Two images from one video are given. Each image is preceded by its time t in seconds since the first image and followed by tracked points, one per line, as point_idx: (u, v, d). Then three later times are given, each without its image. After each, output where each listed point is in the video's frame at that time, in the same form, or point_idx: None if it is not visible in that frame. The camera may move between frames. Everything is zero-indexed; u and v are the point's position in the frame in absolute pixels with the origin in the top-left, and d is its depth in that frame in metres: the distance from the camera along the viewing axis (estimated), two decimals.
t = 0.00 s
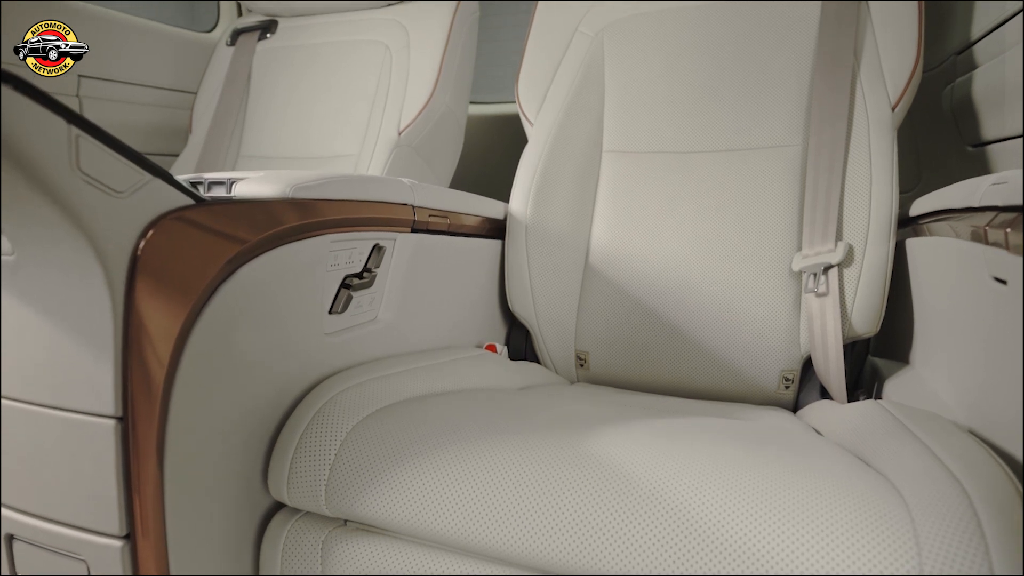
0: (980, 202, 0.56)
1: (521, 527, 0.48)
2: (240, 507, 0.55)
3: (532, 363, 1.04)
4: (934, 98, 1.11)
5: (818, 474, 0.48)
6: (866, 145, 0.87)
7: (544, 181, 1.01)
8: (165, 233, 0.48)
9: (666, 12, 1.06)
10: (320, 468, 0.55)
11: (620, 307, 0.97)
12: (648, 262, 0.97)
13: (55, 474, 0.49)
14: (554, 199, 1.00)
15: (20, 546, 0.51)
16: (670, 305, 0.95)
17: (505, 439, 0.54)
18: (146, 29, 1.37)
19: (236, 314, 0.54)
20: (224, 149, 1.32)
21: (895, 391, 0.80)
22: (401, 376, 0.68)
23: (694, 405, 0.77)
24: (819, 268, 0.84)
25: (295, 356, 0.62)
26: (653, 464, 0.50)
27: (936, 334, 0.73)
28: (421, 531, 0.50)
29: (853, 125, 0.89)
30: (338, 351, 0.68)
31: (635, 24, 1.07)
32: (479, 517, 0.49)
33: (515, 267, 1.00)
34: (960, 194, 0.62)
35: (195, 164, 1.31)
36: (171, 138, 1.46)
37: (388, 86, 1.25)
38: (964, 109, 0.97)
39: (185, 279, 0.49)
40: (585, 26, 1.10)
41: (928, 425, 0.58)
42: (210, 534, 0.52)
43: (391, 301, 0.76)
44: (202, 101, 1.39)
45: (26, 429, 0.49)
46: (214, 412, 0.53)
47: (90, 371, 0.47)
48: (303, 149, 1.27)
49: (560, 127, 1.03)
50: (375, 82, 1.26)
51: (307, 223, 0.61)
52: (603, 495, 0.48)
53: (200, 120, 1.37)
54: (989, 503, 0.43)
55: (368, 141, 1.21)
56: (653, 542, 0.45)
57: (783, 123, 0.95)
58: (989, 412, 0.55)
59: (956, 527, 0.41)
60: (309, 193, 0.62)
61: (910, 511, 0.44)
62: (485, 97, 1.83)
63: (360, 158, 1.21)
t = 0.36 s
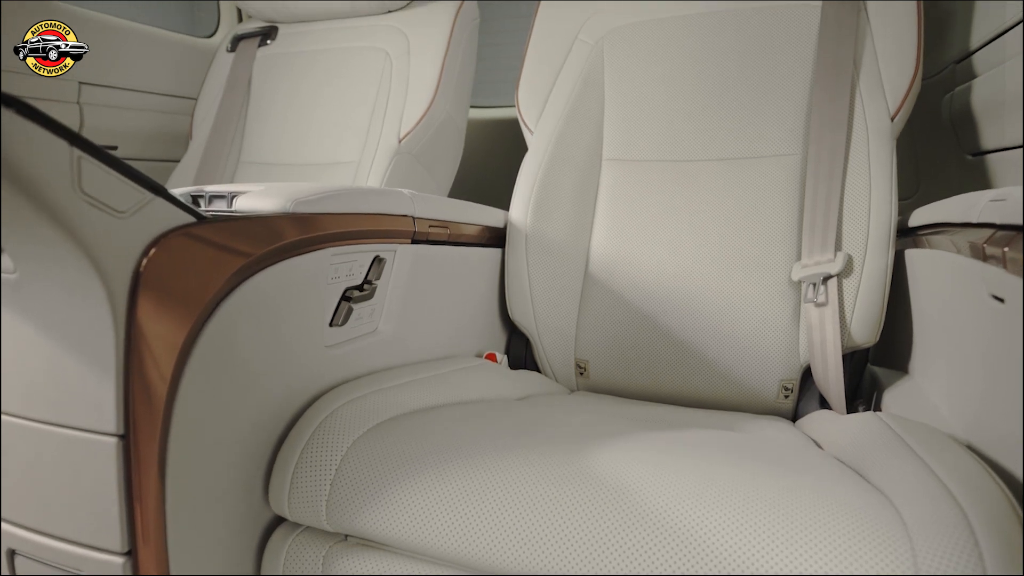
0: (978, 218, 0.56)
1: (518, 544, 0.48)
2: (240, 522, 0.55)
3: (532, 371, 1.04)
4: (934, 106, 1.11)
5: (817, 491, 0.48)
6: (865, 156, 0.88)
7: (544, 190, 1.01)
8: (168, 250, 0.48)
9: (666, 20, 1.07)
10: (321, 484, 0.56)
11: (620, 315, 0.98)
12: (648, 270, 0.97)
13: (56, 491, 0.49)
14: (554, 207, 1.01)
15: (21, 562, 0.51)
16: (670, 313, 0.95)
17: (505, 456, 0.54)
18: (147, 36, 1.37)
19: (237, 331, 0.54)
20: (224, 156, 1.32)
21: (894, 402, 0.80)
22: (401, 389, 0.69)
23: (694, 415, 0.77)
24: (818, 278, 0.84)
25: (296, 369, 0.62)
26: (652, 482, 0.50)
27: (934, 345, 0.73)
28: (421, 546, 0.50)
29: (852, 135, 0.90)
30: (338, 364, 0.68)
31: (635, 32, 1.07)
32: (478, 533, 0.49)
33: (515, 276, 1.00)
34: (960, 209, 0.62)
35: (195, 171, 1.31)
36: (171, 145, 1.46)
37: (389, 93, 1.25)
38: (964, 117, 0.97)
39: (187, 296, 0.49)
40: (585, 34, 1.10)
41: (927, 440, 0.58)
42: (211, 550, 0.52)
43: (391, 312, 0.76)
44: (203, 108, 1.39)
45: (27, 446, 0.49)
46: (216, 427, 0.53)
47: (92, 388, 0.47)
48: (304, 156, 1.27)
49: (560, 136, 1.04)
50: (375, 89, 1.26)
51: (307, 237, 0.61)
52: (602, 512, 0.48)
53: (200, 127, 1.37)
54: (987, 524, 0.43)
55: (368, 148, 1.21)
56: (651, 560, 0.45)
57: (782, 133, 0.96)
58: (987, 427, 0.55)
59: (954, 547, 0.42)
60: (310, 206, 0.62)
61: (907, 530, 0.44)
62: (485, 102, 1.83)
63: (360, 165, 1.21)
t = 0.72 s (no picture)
0: (977, 235, 0.56)
1: (516, 563, 0.48)
2: (243, 539, 0.56)
3: (532, 380, 1.05)
4: (932, 116, 1.11)
5: (814, 510, 0.49)
6: (864, 166, 0.88)
7: (543, 200, 1.01)
8: (169, 272, 0.49)
9: (665, 29, 1.07)
10: (322, 500, 0.56)
11: (620, 325, 0.98)
12: (647, 280, 0.97)
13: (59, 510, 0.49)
14: (554, 217, 1.01)
15: None
16: (670, 323, 0.95)
17: (505, 474, 0.55)
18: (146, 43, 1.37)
19: (238, 349, 0.55)
20: (224, 163, 1.32)
21: (893, 414, 0.80)
22: (401, 403, 0.69)
23: (694, 426, 0.78)
24: (818, 289, 0.84)
25: (297, 384, 0.62)
26: (651, 501, 0.50)
27: (933, 358, 0.73)
28: (420, 564, 0.50)
29: (852, 147, 0.90)
30: (339, 377, 0.69)
31: (635, 41, 1.08)
32: (478, 551, 0.49)
33: (515, 286, 1.01)
34: (960, 225, 0.62)
35: (195, 179, 1.31)
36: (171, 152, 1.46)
37: (389, 101, 1.25)
38: (962, 127, 0.98)
39: (189, 316, 0.50)
40: (585, 42, 1.10)
41: (925, 459, 0.58)
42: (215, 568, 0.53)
43: (391, 325, 0.76)
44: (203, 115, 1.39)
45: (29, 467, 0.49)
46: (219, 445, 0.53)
47: (95, 409, 0.47)
48: (304, 164, 1.27)
49: (559, 145, 1.04)
50: (375, 96, 1.26)
51: (307, 254, 0.61)
52: (601, 531, 0.48)
53: (201, 134, 1.37)
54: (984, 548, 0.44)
55: (368, 156, 1.21)
56: None
57: (782, 144, 0.96)
58: (986, 443, 0.55)
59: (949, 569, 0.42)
60: (310, 223, 0.62)
61: (904, 552, 0.44)
62: (484, 107, 1.83)
63: (360, 173, 1.21)
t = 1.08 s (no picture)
0: (974, 254, 0.57)
1: None
2: (245, 557, 0.56)
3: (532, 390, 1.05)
4: (932, 126, 1.11)
5: (812, 531, 0.49)
6: (863, 178, 0.89)
7: (543, 210, 1.02)
8: (171, 294, 0.49)
9: (665, 40, 1.07)
10: (324, 519, 0.56)
11: (620, 336, 0.98)
12: (647, 291, 0.97)
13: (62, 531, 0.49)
14: (554, 227, 1.01)
15: None
16: (669, 334, 0.95)
17: (505, 494, 0.55)
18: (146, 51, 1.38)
19: (240, 369, 0.55)
20: (225, 171, 1.32)
21: (891, 426, 0.80)
22: (401, 419, 0.69)
23: (694, 439, 0.78)
24: (817, 302, 0.85)
25: (299, 401, 0.63)
26: (650, 521, 0.50)
27: (931, 372, 0.74)
28: None
29: (851, 159, 0.90)
30: (340, 393, 0.69)
31: (635, 52, 1.08)
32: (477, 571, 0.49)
33: (515, 296, 1.01)
34: (959, 242, 0.63)
35: (195, 187, 1.31)
36: (171, 158, 1.46)
37: (389, 110, 1.25)
38: (961, 138, 0.98)
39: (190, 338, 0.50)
40: (585, 52, 1.10)
41: (922, 479, 0.59)
42: None
43: (392, 339, 0.77)
44: (203, 123, 1.39)
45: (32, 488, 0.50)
46: (221, 465, 0.54)
47: (99, 431, 0.48)
48: (305, 172, 1.28)
49: (559, 155, 1.04)
50: (375, 105, 1.27)
51: (308, 272, 0.62)
52: (601, 552, 0.48)
53: (201, 142, 1.37)
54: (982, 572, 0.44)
55: (369, 165, 1.22)
56: None
57: (781, 155, 0.96)
58: (983, 460, 0.56)
59: None
60: (312, 240, 0.62)
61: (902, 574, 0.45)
62: (484, 112, 1.83)
63: (360, 182, 1.21)
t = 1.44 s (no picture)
0: (971, 275, 0.57)
1: None
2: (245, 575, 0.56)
3: (532, 400, 1.05)
4: (932, 135, 1.11)
5: (811, 554, 0.49)
6: (862, 191, 0.89)
7: (543, 220, 1.02)
8: (173, 316, 0.50)
9: (665, 50, 1.07)
10: (324, 537, 0.56)
11: (619, 347, 0.98)
12: (647, 301, 0.98)
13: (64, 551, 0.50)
14: (553, 238, 1.02)
15: None
16: (669, 345, 0.96)
17: (505, 513, 0.55)
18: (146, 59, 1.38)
19: (242, 388, 0.55)
20: (226, 179, 1.33)
21: (889, 439, 0.80)
22: (401, 435, 0.69)
23: (693, 451, 0.78)
24: (816, 314, 0.85)
25: (300, 417, 0.63)
26: (651, 543, 0.51)
27: (930, 386, 0.74)
28: None
29: (850, 171, 0.91)
30: (341, 408, 0.69)
31: (635, 62, 1.08)
32: None
33: (515, 307, 1.01)
34: (957, 259, 0.63)
35: (196, 196, 1.31)
36: (173, 165, 1.46)
37: (389, 119, 1.25)
38: (960, 149, 0.98)
39: (192, 359, 0.51)
40: (585, 62, 1.11)
41: (920, 497, 0.59)
42: None
43: (392, 353, 0.77)
44: (204, 131, 1.39)
45: (34, 509, 0.50)
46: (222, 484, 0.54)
47: (100, 454, 0.48)
48: (305, 180, 1.28)
49: (559, 165, 1.04)
50: (375, 113, 1.27)
51: (309, 289, 0.62)
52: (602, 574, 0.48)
53: (201, 151, 1.37)
54: None
55: (369, 174, 1.22)
56: None
57: (780, 166, 0.96)
58: (982, 478, 0.56)
59: None
60: (313, 258, 0.63)
61: None
62: (485, 117, 1.83)
63: (361, 191, 1.21)
